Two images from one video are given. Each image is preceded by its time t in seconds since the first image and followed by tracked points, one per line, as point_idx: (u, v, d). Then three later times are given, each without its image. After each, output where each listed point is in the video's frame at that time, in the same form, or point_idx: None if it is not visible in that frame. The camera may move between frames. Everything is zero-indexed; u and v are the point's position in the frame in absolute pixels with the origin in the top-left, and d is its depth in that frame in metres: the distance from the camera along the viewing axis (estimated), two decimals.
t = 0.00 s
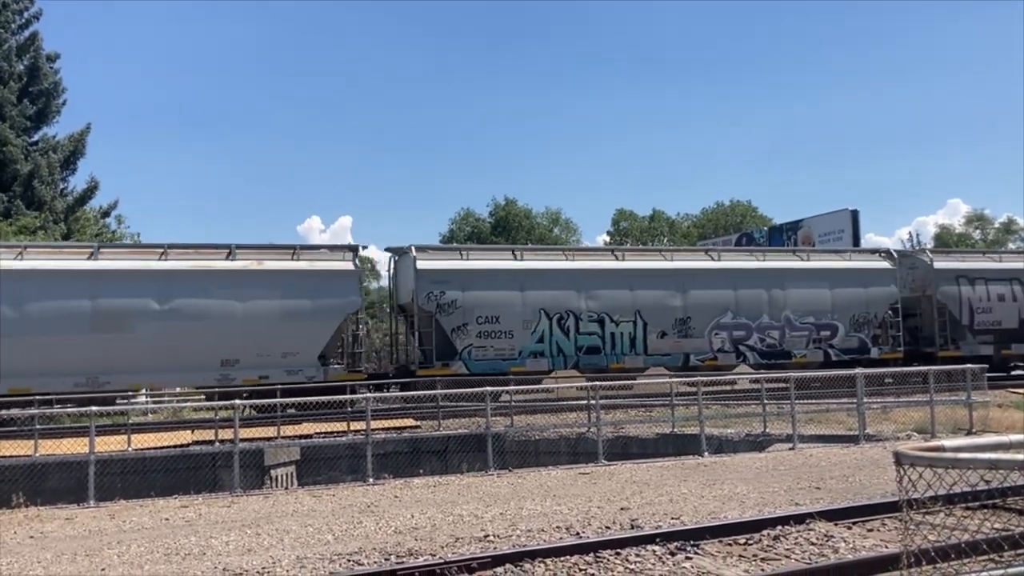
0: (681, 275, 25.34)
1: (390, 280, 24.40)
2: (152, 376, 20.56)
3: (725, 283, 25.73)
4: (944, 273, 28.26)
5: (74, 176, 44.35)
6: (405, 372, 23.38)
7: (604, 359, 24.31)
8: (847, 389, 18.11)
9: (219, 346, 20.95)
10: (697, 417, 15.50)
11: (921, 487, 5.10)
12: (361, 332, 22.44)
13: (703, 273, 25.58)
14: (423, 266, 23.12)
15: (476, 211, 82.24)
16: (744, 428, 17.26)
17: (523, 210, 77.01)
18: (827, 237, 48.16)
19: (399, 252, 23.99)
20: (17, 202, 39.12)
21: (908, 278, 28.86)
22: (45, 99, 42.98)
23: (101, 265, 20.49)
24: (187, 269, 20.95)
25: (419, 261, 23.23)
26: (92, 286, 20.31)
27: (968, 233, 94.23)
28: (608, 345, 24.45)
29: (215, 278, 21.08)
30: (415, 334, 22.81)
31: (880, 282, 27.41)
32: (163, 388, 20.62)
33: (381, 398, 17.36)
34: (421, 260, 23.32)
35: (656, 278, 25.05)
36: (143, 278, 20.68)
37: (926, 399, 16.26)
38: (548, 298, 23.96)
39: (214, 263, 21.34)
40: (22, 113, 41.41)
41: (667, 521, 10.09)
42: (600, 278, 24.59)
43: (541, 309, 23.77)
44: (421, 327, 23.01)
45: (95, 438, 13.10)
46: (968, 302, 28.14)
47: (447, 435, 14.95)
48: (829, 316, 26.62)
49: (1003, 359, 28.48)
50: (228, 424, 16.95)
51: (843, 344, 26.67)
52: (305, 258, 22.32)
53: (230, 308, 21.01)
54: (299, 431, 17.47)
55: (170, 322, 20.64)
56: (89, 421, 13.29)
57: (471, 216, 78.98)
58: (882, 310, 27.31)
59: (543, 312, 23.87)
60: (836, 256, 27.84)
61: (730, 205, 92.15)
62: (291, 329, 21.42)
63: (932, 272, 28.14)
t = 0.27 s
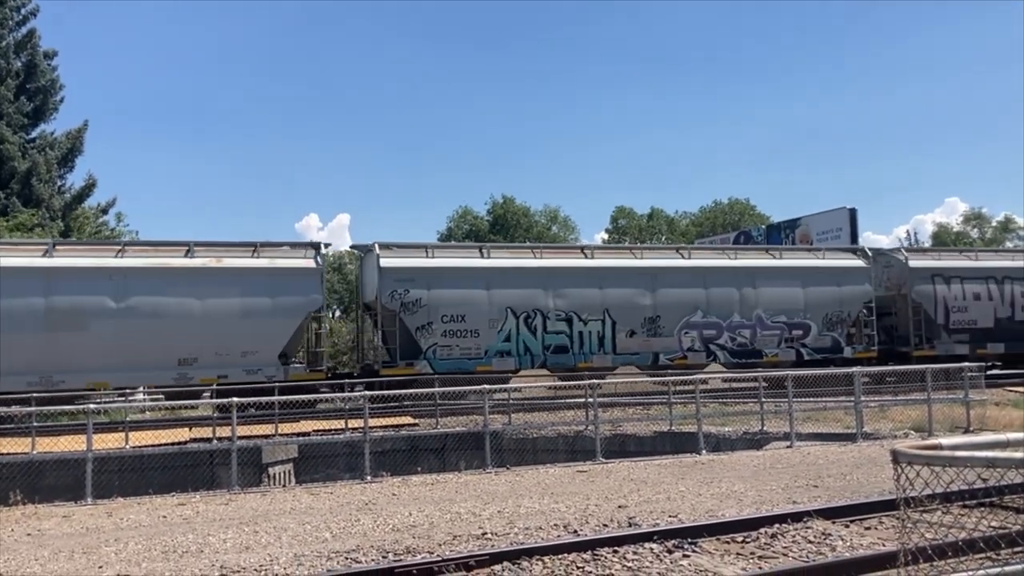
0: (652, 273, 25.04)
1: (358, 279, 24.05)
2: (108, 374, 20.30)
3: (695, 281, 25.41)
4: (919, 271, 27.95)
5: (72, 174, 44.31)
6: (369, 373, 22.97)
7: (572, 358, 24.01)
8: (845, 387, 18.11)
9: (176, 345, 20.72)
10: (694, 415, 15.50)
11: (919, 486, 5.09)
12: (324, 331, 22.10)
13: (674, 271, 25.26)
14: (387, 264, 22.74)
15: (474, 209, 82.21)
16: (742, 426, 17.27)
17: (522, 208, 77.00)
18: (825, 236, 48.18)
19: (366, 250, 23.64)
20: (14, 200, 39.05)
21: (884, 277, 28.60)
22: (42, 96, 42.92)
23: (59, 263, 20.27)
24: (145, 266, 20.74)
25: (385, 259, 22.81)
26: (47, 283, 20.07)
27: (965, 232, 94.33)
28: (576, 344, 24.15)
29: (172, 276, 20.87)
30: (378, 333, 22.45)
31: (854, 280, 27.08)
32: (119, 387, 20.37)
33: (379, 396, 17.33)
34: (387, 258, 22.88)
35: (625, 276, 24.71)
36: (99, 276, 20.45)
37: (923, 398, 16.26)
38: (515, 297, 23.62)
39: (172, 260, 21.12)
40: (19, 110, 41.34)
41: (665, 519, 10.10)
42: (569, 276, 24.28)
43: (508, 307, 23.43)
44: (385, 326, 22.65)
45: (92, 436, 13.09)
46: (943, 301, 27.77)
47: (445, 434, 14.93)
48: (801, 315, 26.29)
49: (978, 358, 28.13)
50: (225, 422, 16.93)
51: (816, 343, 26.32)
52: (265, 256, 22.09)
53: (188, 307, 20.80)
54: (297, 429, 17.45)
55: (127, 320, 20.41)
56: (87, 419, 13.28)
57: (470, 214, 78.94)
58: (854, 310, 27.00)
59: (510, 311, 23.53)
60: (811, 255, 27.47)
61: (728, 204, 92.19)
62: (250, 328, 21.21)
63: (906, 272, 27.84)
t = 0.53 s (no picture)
0: (621, 272, 24.46)
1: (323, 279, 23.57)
2: (62, 376, 19.72)
3: (664, 281, 24.81)
4: (894, 271, 27.31)
5: (70, 173, 44.32)
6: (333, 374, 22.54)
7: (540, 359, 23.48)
8: (843, 386, 18.12)
9: (133, 346, 20.15)
10: (692, 415, 15.52)
11: (916, 485, 5.10)
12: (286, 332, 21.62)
13: (643, 271, 24.66)
14: (350, 263, 22.18)
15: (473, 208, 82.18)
16: (740, 426, 17.29)
17: (520, 207, 76.99)
18: (822, 236, 48.21)
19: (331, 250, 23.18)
20: (12, 199, 39.02)
21: (859, 277, 27.90)
22: (40, 95, 42.91)
23: (12, 261, 19.67)
24: (101, 265, 20.17)
25: (348, 259, 22.34)
26: None
27: (963, 232, 94.42)
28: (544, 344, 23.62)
29: (129, 276, 20.30)
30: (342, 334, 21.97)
31: (828, 280, 26.47)
32: (73, 389, 19.80)
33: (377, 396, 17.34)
34: (350, 258, 22.41)
35: (593, 276, 24.16)
36: (53, 275, 19.87)
37: (921, 397, 16.27)
38: (481, 296, 23.10)
39: (129, 259, 20.55)
40: (17, 109, 41.29)
41: (663, 519, 10.11)
42: (536, 276, 23.72)
43: (474, 307, 22.92)
44: (349, 326, 22.16)
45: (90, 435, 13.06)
46: (917, 301, 27.15)
47: (444, 433, 14.93)
48: (774, 315, 25.66)
49: (952, 359, 27.55)
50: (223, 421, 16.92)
51: (788, 344, 25.71)
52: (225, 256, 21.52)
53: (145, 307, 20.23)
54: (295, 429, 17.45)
55: (81, 321, 19.83)
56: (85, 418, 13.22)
57: (468, 214, 78.89)
58: (829, 310, 26.37)
59: (476, 311, 23.01)
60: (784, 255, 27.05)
61: (726, 203, 92.22)
62: (209, 329, 20.66)
63: (881, 271, 27.21)
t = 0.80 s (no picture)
0: (588, 273, 24.20)
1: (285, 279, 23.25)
2: (15, 377, 19.38)
3: (633, 281, 24.58)
4: (868, 272, 27.10)
5: (67, 173, 44.24)
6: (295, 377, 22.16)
7: (506, 360, 23.22)
8: (840, 387, 18.14)
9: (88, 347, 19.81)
10: (690, 415, 15.52)
11: (913, 485, 5.10)
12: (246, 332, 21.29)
13: (610, 271, 24.45)
14: (310, 263, 21.91)
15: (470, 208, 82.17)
16: (737, 426, 17.30)
17: (518, 207, 77.00)
18: (820, 237, 48.28)
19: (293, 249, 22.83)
20: (9, 199, 38.96)
21: (832, 278, 27.71)
22: (37, 95, 42.87)
23: None
24: (54, 265, 19.84)
25: (309, 258, 22.04)
26: None
27: (960, 232, 94.58)
28: (510, 345, 23.35)
29: (83, 276, 19.96)
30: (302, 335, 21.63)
31: (798, 280, 26.25)
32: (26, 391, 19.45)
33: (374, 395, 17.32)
34: (311, 257, 22.11)
35: (560, 276, 23.90)
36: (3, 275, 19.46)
37: (918, 398, 16.29)
38: (445, 297, 22.84)
39: (84, 259, 20.20)
40: (14, 108, 41.23)
41: (660, 519, 10.10)
42: (501, 276, 23.49)
43: (438, 308, 22.66)
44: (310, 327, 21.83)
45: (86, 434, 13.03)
46: (891, 302, 26.93)
47: (441, 433, 14.91)
48: (744, 316, 25.43)
49: (927, 360, 27.31)
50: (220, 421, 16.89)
51: (760, 344, 25.51)
52: (182, 255, 21.14)
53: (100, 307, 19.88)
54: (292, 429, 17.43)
55: (34, 321, 19.49)
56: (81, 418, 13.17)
57: (465, 214, 78.88)
58: (801, 311, 26.12)
59: (440, 311, 22.74)
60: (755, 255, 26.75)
61: (724, 204, 92.31)
62: (166, 329, 20.31)
63: (854, 272, 26.96)
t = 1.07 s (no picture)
0: (554, 273, 24.04)
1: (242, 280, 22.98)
2: None
3: (599, 282, 24.43)
4: (839, 273, 26.93)
5: (61, 173, 44.17)
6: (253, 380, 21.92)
7: (469, 362, 22.99)
8: (835, 387, 18.16)
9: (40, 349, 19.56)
10: (685, 415, 15.52)
11: (909, 486, 5.10)
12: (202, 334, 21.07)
13: (577, 272, 24.29)
14: (269, 263, 21.62)
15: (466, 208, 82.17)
16: (732, 427, 17.31)
17: (513, 208, 77.02)
18: (815, 237, 48.38)
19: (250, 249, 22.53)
20: (3, 199, 38.87)
21: (804, 278, 27.63)
22: (32, 95, 42.79)
23: None
24: (5, 265, 19.54)
25: (266, 258, 21.76)
26: None
27: (954, 233, 94.85)
28: (474, 347, 23.14)
29: (35, 276, 19.68)
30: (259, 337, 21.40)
31: (767, 281, 26.16)
32: None
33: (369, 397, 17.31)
34: (269, 258, 21.83)
35: (525, 277, 23.69)
36: None
37: (913, 399, 16.32)
38: (408, 298, 22.57)
39: (36, 259, 19.92)
40: (9, 108, 41.14)
41: (656, 520, 10.11)
42: (466, 276, 23.28)
43: (400, 309, 22.41)
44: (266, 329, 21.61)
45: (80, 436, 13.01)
46: (863, 303, 26.71)
47: (437, 434, 14.91)
48: (712, 317, 25.42)
49: (899, 362, 27.06)
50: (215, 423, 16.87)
51: (728, 346, 25.45)
52: (137, 255, 20.90)
53: (52, 308, 19.62)
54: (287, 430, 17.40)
55: None
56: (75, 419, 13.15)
57: (461, 214, 78.88)
58: (769, 312, 26.05)
59: (403, 313, 22.47)
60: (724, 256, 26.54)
61: (719, 204, 92.44)
62: (119, 331, 20.10)
63: (825, 273, 26.85)
